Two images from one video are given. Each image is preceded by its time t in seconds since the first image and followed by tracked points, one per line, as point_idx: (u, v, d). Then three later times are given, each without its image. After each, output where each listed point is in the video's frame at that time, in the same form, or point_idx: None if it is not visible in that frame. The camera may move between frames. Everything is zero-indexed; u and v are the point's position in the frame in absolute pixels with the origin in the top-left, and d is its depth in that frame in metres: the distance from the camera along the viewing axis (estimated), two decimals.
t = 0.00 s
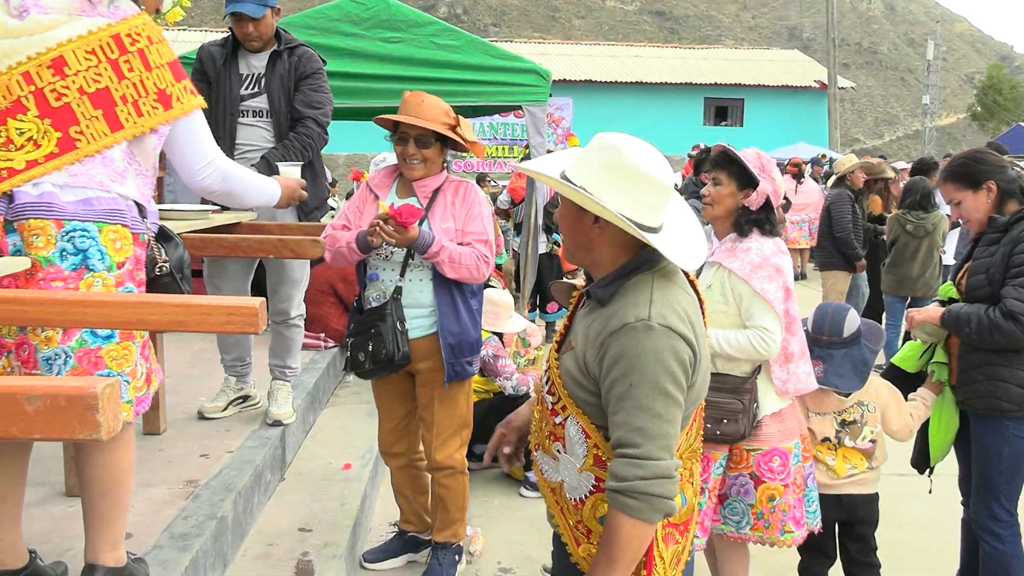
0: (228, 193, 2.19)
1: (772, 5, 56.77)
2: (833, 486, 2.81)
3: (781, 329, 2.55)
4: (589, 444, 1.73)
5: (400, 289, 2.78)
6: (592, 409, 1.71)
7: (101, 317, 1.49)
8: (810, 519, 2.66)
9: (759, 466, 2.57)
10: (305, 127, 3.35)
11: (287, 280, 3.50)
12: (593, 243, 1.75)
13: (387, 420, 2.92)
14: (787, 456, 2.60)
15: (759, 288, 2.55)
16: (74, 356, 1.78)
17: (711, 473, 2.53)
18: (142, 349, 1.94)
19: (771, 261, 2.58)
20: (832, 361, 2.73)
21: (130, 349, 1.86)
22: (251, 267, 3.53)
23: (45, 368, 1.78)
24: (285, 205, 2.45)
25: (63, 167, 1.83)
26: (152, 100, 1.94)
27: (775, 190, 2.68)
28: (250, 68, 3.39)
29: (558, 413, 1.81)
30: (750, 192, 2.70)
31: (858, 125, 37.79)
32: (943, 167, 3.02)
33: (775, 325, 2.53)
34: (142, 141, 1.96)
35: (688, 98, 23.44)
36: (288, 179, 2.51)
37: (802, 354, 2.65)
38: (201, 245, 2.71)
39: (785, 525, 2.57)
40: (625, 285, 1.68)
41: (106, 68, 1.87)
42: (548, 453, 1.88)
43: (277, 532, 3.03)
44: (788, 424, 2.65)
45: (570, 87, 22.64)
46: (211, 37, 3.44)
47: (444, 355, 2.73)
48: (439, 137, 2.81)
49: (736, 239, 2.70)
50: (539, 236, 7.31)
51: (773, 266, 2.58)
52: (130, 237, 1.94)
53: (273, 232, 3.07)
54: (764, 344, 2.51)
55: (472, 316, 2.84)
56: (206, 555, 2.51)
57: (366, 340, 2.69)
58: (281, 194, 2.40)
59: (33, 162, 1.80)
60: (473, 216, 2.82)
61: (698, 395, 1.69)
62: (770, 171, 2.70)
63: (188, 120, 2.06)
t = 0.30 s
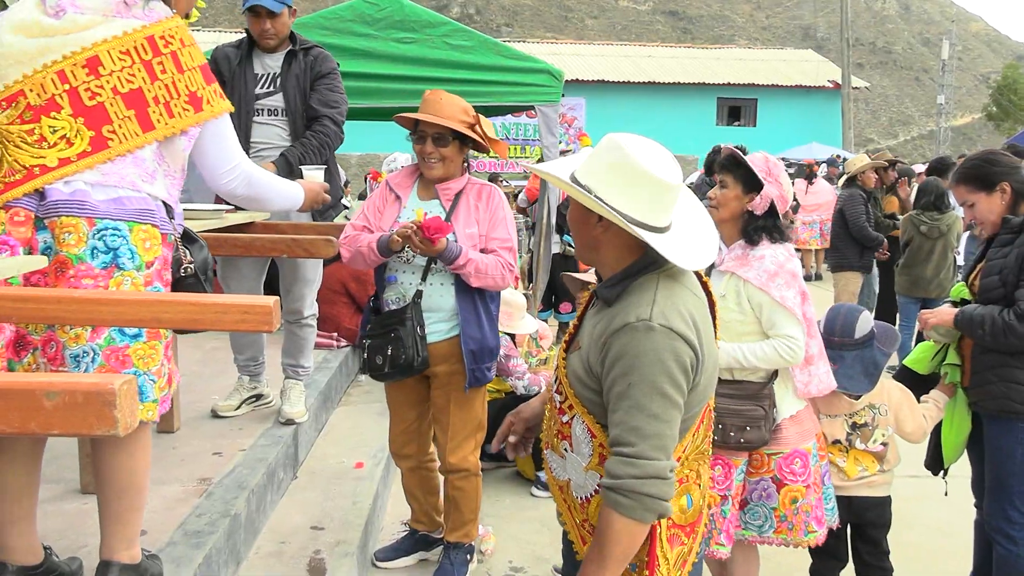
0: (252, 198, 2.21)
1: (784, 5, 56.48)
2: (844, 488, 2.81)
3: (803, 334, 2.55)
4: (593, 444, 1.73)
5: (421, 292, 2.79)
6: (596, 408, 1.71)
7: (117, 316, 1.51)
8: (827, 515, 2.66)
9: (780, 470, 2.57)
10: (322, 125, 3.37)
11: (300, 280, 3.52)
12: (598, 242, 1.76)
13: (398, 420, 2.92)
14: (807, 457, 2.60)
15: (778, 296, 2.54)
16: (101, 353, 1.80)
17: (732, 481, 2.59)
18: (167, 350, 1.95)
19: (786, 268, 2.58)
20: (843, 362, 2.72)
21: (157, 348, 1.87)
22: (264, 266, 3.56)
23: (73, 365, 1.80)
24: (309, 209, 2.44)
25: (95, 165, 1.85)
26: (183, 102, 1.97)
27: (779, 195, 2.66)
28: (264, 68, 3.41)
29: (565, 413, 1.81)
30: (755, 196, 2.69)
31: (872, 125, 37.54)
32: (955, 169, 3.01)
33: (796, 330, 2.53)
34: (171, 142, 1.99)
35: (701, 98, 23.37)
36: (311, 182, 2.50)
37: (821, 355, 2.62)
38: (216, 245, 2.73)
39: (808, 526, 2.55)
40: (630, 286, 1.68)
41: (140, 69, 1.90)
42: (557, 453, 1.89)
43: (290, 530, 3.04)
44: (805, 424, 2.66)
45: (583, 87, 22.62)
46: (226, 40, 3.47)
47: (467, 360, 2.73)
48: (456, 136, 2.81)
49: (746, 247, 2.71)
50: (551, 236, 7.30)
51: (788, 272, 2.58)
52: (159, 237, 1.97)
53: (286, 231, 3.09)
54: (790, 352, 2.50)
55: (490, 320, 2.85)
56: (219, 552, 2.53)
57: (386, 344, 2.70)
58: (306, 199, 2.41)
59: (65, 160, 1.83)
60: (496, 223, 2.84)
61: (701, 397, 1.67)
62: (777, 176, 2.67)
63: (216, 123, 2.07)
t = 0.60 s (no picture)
0: (266, 205, 2.21)
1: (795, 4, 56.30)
2: (852, 489, 2.79)
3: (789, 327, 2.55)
4: (595, 440, 1.73)
5: (438, 295, 2.80)
6: (598, 405, 1.72)
7: (131, 315, 1.52)
8: (820, 513, 2.71)
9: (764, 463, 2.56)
10: (333, 131, 3.39)
11: (310, 281, 3.55)
12: (603, 242, 1.75)
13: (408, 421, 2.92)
14: (792, 453, 2.59)
15: (765, 289, 2.54)
16: (114, 355, 1.82)
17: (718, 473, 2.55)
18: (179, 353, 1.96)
19: (776, 262, 2.56)
20: (851, 362, 2.72)
21: (168, 350, 1.88)
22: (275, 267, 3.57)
23: (85, 366, 1.81)
24: (321, 214, 2.46)
25: (113, 167, 1.87)
26: (202, 106, 1.99)
27: (770, 190, 2.65)
28: (280, 69, 3.43)
29: (569, 410, 1.82)
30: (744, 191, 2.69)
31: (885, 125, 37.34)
32: (965, 170, 3.00)
33: (780, 323, 2.52)
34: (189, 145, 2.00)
35: (712, 98, 23.31)
36: (326, 187, 2.52)
37: (807, 352, 2.65)
38: (227, 245, 2.75)
39: (792, 522, 2.56)
40: (634, 283, 1.68)
41: (160, 73, 1.92)
42: (561, 450, 1.89)
43: (300, 529, 3.05)
44: (793, 421, 2.65)
45: (593, 87, 22.60)
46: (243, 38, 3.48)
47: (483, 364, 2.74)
48: (470, 134, 2.81)
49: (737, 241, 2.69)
50: (562, 237, 7.30)
51: (778, 266, 2.57)
52: (174, 239, 1.98)
53: (297, 231, 3.10)
54: (772, 345, 2.50)
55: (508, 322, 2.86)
56: (230, 551, 2.54)
57: (404, 347, 2.71)
58: (319, 204, 2.43)
59: (84, 161, 1.84)
60: (515, 226, 2.85)
61: (702, 396, 1.67)
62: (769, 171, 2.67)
63: (233, 130, 2.09)
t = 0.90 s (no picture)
0: (278, 207, 2.20)
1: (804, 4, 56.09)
2: (858, 489, 2.78)
3: (770, 331, 2.56)
4: (603, 438, 1.72)
5: (455, 295, 2.80)
6: (605, 404, 1.71)
7: (139, 316, 1.53)
8: (793, 521, 2.72)
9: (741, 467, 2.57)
10: (339, 133, 3.39)
11: (318, 281, 3.55)
12: (610, 242, 1.75)
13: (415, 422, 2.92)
14: (771, 461, 2.60)
15: (750, 290, 2.54)
16: (117, 356, 1.82)
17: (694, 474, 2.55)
18: (185, 354, 1.97)
19: (761, 265, 2.58)
20: (856, 363, 2.71)
21: (173, 352, 1.89)
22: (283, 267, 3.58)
23: (90, 366, 1.82)
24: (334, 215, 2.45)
25: (120, 168, 1.88)
26: (211, 108, 1.98)
27: (753, 190, 2.73)
28: (289, 69, 3.44)
29: (576, 409, 1.81)
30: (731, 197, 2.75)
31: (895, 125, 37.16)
32: (965, 174, 2.99)
33: (763, 327, 2.53)
34: (198, 147, 2.01)
35: (720, 98, 23.25)
36: (339, 189, 2.52)
37: (792, 357, 2.68)
38: (236, 245, 2.75)
39: (759, 526, 2.57)
40: (642, 281, 1.68)
41: (169, 75, 1.92)
42: (568, 449, 1.89)
43: (308, 529, 3.06)
44: (775, 429, 2.65)
45: (601, 87, 22.56)
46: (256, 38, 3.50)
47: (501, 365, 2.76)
48: (481, 132, 2.80)
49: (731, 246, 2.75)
50: (570, 237, 7.29)
51: (764, 270, 2.58)
52: (180, 241, 1.99)
53: (306, 232, 3.11)
54: (753, 347, 2.51)
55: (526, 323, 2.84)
56: (238, 550, 2.54)
57: (422, 349, 2.72)
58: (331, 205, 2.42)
59: (92, 162, 1.85)
60: (532, 224, 2.87)
61: (710, 394, 1.66)
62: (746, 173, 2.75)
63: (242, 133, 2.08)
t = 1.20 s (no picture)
0: (288, 211, 2.17)
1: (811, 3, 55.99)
2: (862, 490, 2.77)
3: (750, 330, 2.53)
4: (611, 442, 1.72)
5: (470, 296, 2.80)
6: (613, 408, 1.71)
7: (146, 319, 1.54)
8: (787, 524, 2.73)
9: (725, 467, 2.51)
10: (349, 138, 3.40)
11: (324, 282, 3.56)
12: (616, 246, 1.75)
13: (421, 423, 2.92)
14: (753, 460, 2.55)
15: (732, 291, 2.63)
16: (122, 358, 1.83)
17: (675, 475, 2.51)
18: (193, 357, 1.98)
19: (746, 265, 2.67)
20: (860, 365, 2.70)
21: (178, 355, 1.90)
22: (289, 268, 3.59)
23: (95, 368, 1.83)
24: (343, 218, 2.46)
25: (129, 172, 1.88)
26: (221, 113, 1.97)
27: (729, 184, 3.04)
28: (297, 71, 3.45)
29: (584, 413, 1.81)
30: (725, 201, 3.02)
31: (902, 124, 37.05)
32: (956, 184, 2.99)
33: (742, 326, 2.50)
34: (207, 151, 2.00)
35: (727, 98, 23.22)
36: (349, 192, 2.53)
37: (776, 359, 2.65)
38: (242, 247, 2.76)
39: (748, 527, 2.51)
40: (649, 284, 1.67)
41: (180, 79, 1.91)
42: (576, 454, 1.88)
43: (314, 530, 3.06)
44: (759, 428, 2.60)
45: (607, 87, 22.55)
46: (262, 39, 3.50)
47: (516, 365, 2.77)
48: (490, 133, 2.81)
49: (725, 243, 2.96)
50: (575, 238, 7.29)
51: (748, 270, 2.66)
52: (187, 244, 1.99)
53: (312, 233, 3.11)
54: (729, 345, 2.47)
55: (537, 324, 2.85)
56: (244, 551, 2.55)
57: (438, 351, 2.70)
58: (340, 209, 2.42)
59: (102, 165, 1.86)
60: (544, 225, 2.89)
61: (718, 398, 1.66)
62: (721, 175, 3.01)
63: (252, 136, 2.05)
